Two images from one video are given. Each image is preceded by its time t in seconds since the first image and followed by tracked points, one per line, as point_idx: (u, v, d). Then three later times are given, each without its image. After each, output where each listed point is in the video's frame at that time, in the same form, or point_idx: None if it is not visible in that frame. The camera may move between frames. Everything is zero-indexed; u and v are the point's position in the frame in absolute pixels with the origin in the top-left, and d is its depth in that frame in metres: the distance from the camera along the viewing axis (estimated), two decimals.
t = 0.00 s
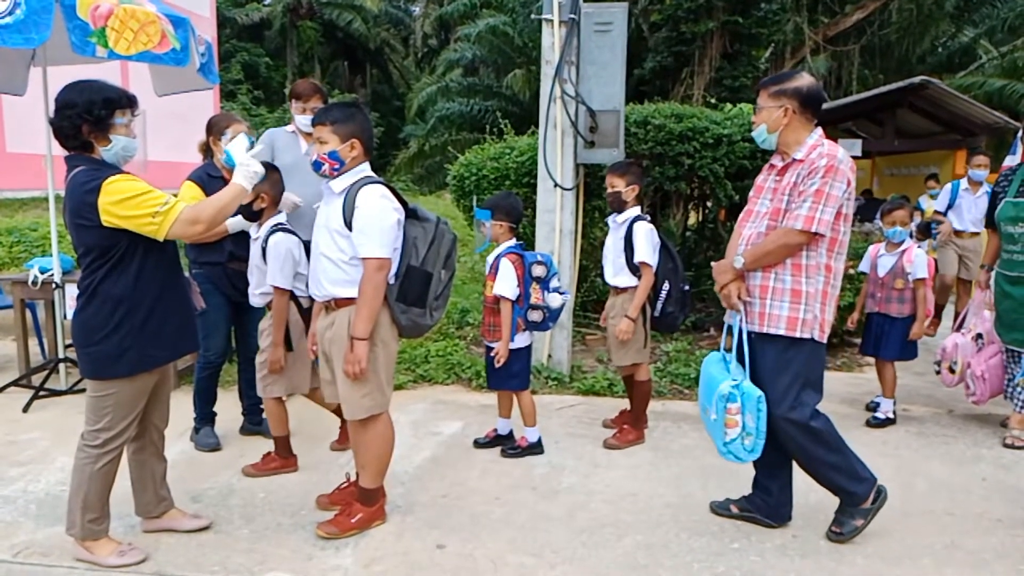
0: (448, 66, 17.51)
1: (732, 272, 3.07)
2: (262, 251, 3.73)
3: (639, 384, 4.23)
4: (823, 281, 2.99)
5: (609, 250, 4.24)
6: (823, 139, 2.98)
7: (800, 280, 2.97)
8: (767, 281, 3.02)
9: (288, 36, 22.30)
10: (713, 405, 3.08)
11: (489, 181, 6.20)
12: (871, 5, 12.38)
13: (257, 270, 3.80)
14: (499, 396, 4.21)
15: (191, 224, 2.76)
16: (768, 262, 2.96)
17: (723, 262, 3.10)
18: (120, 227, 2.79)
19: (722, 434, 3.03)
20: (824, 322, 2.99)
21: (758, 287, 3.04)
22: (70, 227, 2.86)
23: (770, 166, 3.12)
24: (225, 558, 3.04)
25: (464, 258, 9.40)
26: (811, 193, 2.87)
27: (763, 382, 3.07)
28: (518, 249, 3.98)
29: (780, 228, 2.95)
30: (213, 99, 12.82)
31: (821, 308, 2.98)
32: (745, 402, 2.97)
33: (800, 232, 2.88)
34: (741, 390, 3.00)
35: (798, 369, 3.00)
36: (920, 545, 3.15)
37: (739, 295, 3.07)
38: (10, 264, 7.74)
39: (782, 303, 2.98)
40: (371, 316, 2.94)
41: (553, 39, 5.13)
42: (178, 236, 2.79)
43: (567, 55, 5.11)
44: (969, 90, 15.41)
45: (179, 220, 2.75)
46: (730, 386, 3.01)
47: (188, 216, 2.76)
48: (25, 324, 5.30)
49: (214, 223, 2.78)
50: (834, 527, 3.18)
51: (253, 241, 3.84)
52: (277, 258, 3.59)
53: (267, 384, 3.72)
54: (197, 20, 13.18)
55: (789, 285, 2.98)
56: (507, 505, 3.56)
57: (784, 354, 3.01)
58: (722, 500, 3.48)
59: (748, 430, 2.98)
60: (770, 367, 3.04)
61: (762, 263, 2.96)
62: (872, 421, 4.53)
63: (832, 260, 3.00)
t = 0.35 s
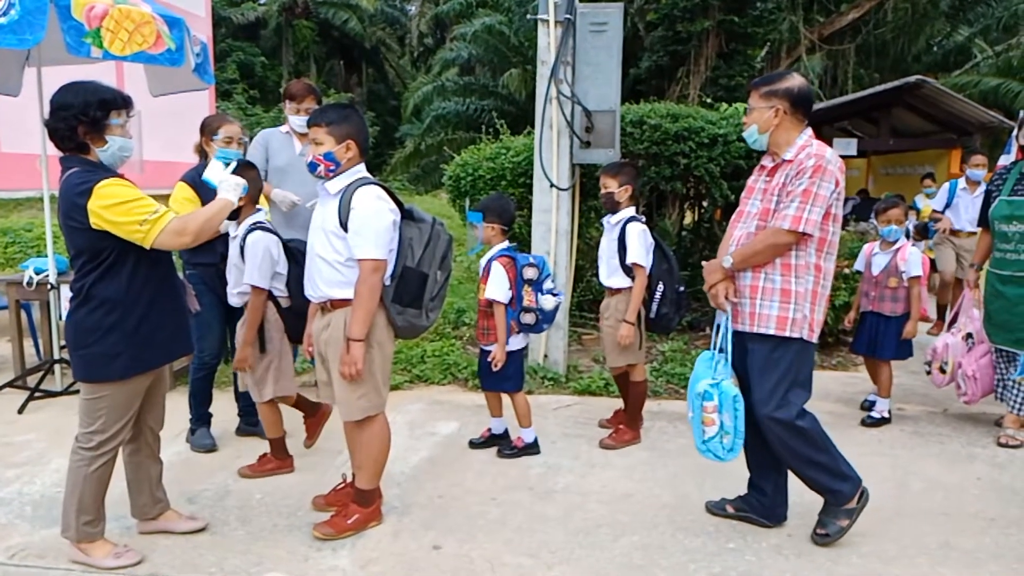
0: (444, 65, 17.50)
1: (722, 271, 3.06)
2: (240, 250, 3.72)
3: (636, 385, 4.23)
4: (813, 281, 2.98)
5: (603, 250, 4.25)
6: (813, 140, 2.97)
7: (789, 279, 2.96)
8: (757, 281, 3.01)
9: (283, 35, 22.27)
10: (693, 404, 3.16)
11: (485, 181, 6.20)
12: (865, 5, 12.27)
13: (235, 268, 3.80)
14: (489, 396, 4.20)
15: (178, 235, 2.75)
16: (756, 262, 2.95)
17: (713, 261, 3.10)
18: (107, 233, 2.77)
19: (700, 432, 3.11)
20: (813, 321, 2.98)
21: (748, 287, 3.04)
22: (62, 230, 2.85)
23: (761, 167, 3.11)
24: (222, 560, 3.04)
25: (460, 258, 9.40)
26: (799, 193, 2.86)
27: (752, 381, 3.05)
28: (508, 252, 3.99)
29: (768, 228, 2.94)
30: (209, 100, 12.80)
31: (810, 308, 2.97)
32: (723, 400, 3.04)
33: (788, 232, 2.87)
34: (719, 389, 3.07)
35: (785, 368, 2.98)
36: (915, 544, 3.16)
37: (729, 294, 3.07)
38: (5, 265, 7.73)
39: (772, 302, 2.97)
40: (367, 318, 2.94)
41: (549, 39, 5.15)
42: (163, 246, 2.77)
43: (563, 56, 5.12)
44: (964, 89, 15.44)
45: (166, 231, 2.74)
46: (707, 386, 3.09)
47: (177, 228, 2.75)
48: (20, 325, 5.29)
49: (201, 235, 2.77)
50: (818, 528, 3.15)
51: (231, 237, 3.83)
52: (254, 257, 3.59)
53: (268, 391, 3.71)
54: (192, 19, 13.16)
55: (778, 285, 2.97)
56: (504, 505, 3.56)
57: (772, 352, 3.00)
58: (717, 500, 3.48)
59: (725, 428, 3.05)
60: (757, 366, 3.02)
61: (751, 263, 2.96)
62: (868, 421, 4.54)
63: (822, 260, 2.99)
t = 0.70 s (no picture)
0: (437, 66, 17.48)
1: (708, 274, 3.06)
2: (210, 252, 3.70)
3: (627, 387, 4.23)
4: (800, 283, 2.96)
5: (594, 253, 4.25)
6: (799, 143, 2.98)
7: (776, 281, 2.95)
8: (744, 283, 3.01)
9: (275, 36, 22.21)
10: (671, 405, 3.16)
11: (477, 183, 6.19)
12: (857, 6, 12.33)
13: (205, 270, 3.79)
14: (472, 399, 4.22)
15: (154, 251, 2.74)
16: (742, 264, 2.95)
17: (700, 263, 3.11)
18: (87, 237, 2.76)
19: (677, 433, 3.11)
20: (801, 322, 2.97)
21: (735, 289, 3.03)
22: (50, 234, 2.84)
23: (748, 170, 3.12)
24: (213, 563, 3.03)
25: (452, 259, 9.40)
26: (783, 196, 2.87)
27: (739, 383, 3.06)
28: (496, 255, 3.99)
29: (753, 230, 2.94)
30: (200, 100, 12.76)
31: (797, 310, 2.96)
32: (699, 403, 3.05)
33: (772, 234, 2.88)
34: (696, 391, 3.07)
35: (772, 369, 2.98)
36: (906, 545, 3.17)
37: (712, 296, 3.07)
38: None
39: (759, 304, 2.97)
40: (359, 320, 2.93)
41: (541, 41, 5.15)
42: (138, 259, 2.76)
43: (556, 57, 5.12)
44: (954, 91, 15.50)
45: (144, 245, 2.73)
46: (683, 387, 3.10)
47: (153, 243, 2.74)
48: (10, 327, 5.27)
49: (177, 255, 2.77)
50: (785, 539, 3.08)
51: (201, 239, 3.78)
52: (223, 259, 3.53)
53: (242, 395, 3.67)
54: (183, 19, 13.11)
55: (765, 286, 2.97)
56: (496, 507, 3.56)
57: (760, 354, 3.00)
58: (709, 501, 3.49)
59: (701, 430, 3.06)
60: (745, 369, 3.03)
61: (736, 265, 2.96)
62: (859, 422, 4.55)
63: (808, 263, 2.98)
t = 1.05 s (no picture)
0: (431, 59, 17.44)
1: (699, 268, 3.08)
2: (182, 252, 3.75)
3: (622, 381, 4.24)
4: (790, 278, 2.95)
5: (587, 247, 4.26)
6: (790, 139, 2.98)
7: (766, 276, 2.94)
8: (734, 278, 2.99)
9: (269, 28, 22.12)
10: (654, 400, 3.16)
11: (473, 177, 6.17)
12: None
13: (179, 271, 3.83)
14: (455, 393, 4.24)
15: (132, 257, 2.71)
16: (732, 258, 2.94)
17: (692, 258, 3.11)
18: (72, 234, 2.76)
19: (659, 428, 3.10)
20: (792, 317, 2.95)
21: (726, 284, 3.02)
22: (43, 231, 2.84)
23: (739, 166, 3.12)
24: (209, 557, 3.04)
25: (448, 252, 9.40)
26: (772, 190, 2.87)
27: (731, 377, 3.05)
28: (484, 250, 4.01)
29: (742, 225, 2.93)
30: (194, 93, 12.70)
31: (788, 304, 2.94)
32: (682, 399, 3.05)
33: (761, 229, 2.87)
34: (679, 386, 3.07)
35: (764, 366, 2.97)
36: (899, 537, 3.19)
37: (700, 292, 3.10)
38: None
39: (749, 299, 2.95)
40: (353, 316, 2.94)
41: (536, 35, 5.16)
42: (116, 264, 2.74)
43: (550, 52, 5.14)
44: (949, 84, 15.50)
45: (123, 251, 2.71)
46: (666, 382, 3.09)
47: (133, 250, 2.72)
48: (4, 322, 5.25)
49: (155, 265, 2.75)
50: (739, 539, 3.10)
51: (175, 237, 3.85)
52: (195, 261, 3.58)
53: (223, 392, 3.72)
54: (176, 12, 13.05)
55: (755, 281, 2.95)
56: (491, 501, 3.57)
57: (752, 349, 2.98)
58: (703, 494, 3.52)
59: (683, 426, 3.06)
60: (737, 364, 3.02)
61: (726, 260, 2.95)
62: (852, 415, 4.58)
63: (798, 257, 2.97)
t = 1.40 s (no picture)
0: (425, 51, 17.39)
1: (688, 264, 3.06)
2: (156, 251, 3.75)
3: (615, 376, 4.26)
4: (779, 272, 2.96)
5: (580, 242, 4.25)
6: (780, 133, 2.98)
7: (755, 271, 2.94)
8: (724, 273, 2.99)
9: (261, 21, 22.00)
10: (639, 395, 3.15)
11: (467, 172, 6.15)
12: None
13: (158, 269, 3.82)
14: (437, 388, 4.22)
15: (109, 264, 2.71)
16: (721, 254, 2.94)
17: (681, 254, 3.10)
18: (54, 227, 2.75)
19: (643, 423, 3.09)
20: (781, 311, 2.96)
21: (715, 279, 3.01)
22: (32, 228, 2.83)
23: (728, 160, 3.11)
24: (204, 553, 3.04)
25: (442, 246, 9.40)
26: (761, 186, 2.87)
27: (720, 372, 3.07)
28: (468, 244, 3.99)
29: (731, 220, 2.94)
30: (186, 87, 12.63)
31: (777, 299, 2.95)
32: (666, 395, 3.04)
33: (750, 224, 2.87)
34: (663, 382, 3.06)
35: (753, 359, 2.98)
36: (890, 530, 3.21)
37: (689, 288, 3.09)
38: None
39: (739, 294, 2.96)
40: (347, 312, 2.94)
41: (529, 28, 5.15)
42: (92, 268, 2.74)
43: (544, 45, 5.12)
44: (942, 76, 15.51)
45: (100, 257, 2.70)
46: (651, 377, 3.08)
47: (110, 259, 2.72)
48: None
49: (133, 274, 2.76)
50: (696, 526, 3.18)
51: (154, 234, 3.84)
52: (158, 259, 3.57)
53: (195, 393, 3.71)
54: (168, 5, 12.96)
55: (745, 277, 2.95)
56: (486, 496, 3.58)
57: (742, 343, 2.99)
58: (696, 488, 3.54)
59: (666, 422, 3.05)
60: (727, 358, 3.03)
61: (716, 255, 2.94)
62: (845, 408, 4.59)
63: (787, 252, 2.98)
